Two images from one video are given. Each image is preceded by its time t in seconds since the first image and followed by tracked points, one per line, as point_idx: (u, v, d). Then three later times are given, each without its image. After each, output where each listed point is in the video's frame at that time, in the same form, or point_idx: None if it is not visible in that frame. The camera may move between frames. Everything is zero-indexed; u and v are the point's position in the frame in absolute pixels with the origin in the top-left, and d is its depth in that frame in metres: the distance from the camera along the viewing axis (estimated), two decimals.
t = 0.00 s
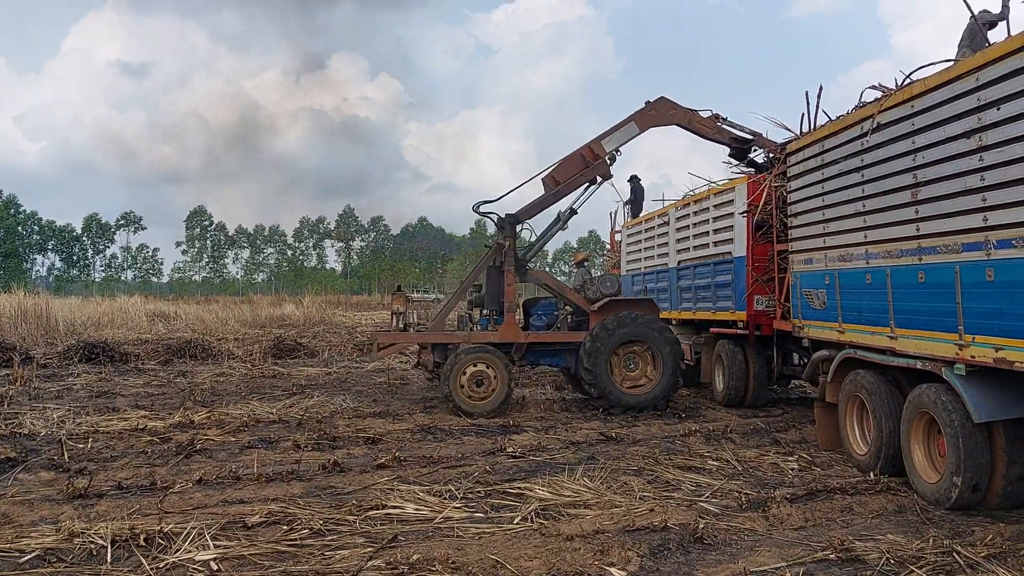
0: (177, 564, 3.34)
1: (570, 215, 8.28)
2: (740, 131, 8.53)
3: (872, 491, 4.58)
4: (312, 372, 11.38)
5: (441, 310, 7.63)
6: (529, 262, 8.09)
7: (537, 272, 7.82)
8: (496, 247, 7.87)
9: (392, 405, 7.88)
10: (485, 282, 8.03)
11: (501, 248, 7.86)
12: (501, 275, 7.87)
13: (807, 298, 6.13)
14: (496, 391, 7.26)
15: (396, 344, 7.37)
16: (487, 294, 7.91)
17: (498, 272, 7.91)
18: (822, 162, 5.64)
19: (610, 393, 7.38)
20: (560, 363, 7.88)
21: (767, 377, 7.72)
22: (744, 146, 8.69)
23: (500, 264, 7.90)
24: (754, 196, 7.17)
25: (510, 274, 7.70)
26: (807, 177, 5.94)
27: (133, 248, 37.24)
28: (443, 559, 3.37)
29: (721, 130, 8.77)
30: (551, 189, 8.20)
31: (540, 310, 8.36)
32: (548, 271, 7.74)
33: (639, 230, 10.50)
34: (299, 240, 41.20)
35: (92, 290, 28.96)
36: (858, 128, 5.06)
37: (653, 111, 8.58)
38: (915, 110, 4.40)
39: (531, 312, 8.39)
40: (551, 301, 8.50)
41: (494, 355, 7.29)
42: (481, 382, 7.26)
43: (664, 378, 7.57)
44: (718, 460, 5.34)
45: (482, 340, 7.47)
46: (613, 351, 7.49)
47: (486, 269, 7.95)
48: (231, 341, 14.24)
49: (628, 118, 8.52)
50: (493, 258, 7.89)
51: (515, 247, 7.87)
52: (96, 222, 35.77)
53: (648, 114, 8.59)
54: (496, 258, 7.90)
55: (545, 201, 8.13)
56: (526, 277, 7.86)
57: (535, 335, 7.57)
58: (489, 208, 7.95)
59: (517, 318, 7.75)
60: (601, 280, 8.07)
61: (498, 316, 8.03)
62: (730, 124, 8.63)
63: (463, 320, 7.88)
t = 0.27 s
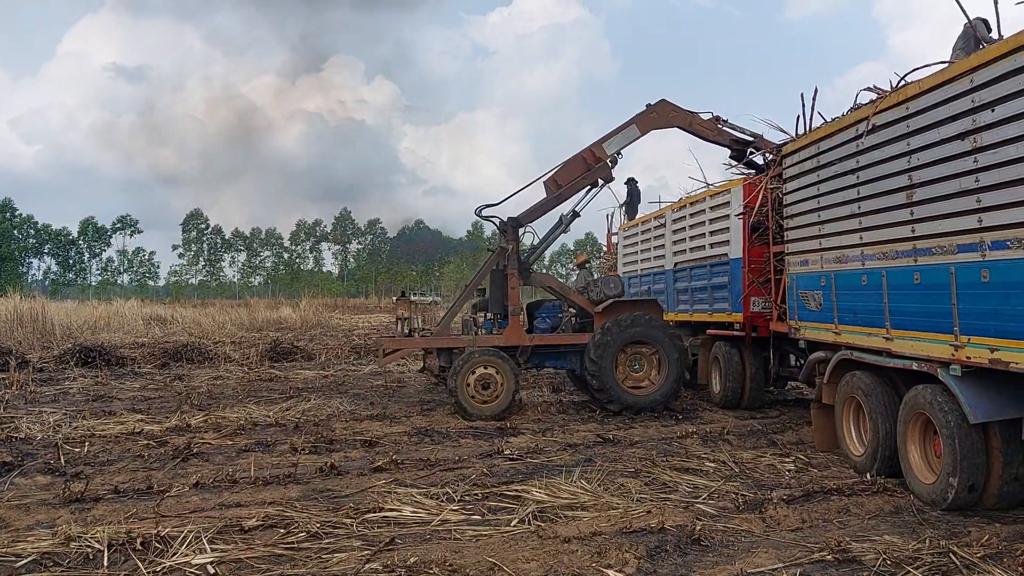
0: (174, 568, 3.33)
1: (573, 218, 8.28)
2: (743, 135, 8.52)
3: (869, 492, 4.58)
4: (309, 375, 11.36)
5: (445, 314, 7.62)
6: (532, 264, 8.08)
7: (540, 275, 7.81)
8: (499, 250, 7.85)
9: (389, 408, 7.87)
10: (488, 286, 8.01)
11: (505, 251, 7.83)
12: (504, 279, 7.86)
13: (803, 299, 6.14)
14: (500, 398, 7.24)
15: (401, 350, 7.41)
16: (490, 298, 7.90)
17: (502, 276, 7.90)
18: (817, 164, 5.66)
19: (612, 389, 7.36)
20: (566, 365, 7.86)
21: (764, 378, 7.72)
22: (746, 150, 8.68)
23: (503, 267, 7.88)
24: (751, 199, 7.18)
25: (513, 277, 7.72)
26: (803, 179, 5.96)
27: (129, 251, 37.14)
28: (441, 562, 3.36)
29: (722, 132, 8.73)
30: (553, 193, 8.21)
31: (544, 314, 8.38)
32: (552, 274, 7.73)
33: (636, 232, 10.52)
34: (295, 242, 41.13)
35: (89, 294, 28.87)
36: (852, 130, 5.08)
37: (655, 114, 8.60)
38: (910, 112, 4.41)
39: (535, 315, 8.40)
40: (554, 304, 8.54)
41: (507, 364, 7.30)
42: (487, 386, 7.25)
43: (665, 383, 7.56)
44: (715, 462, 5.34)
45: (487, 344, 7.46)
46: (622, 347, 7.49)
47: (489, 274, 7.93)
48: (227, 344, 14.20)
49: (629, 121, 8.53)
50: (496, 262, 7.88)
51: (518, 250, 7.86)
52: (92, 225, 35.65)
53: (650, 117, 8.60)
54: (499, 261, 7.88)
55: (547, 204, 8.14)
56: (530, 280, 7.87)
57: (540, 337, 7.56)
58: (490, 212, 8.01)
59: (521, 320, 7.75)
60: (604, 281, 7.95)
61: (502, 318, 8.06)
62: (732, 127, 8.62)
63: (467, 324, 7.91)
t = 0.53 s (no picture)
0: (169, 573, 3.31)
1: (577, 221, 8.29)
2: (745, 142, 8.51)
3: (865, 492, 4.59)
4: (305, 380, 11.32)
5: (451, 319, 7.62)
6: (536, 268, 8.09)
7: (544, 278, 7.79)
8: (502, 254, 7.85)
9: (386, 412, 7.85)
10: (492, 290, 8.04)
11: (508, 255, 7.82)
12: (509, 282, 7.89)
13: (798, 300, 6.15)
14: (504, 404, 7.20)
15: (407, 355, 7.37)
16: (495, 302, 7.94)
17: (506, 280, 7.92)
18: (811, 165, 5.68)
19: (614, 384, 7.35)
20: (571, 367, 7.84)
21: (760, 379, 7.72)
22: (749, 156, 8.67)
23: (507, 271, 7.91)
24: (745, 200, 7.20)
25: (517, 281, 7.69)
26: (796, 180, 5.98)
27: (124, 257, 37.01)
28: (438, 565, 3.35)
29: (724, 139, 8.70)
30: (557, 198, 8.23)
31: (549, 315, 8.45)
32: (557, 276, 7.71)
33: (631, 233, 10.53)
34: (291, 247, 41.05)
35: (84, 300, 28.74)
36: (846, 131, 5.10)
37: (659, 120, 8.62)
38: (903, 113, 4.43)
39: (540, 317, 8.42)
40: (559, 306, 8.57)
41: (519, 376, 7.26)
42: (494, 390, 7.22)
43: (667, 387, 7.54)
44: (712, 463, 5.34)
45: (493, 347, 7.46)
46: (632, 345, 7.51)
47: (493, 278, 7.94)
48: (223, 350, 14.15)
49: (633, 127, 8.54)
50: (500, 266, 7.87)
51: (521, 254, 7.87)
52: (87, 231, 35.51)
53: (653, 123, 8.62)
54: (503, 265, 7.89)
55: (551, 208, 8.15)
56: (534, 283, 7.85)
57: (546, 339, 7.55)
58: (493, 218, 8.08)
59: (527, 323, 7.70)
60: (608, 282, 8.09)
61: (507, 322, 8.03)
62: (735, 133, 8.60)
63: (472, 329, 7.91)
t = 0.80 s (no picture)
0: None
1: (582, 227, 8.29)
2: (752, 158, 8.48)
3: (864, 491, 4.59)
4: (303, 382, 11.30)
5: (454, 321, 7.61)
6: (540, 269, 8.08)
7: (547, 279, 7.79)
8: (505, 255, 7.85)
9: (384, 414, 7.84)
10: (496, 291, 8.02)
11: (511, 256, 7.83)
12: (512, 283, 7.86)
13: (795, 300, 6.16)
14: (505, 407, 7.19)
15: (411, 357, 7.34)
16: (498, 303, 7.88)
17: (509, 281, 7.89)
18: (807, 165, 5.69)
19: (615, 380, 7.36)
20: (575, 368, 7.84)
21: (757, 380, 7.72)
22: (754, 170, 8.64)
23: (510, 272, 7.89)
24: (743, 200, 7.21)
25: (520, 282, 7.67)
26: (793, 180, 5.98)
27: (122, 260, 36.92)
28: (437, 566, 3.35)
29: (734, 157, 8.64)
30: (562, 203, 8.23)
31: (552, 317, 8.45)
32: (559, 277, 7.70)
33: (628, 234, 10.54)
34: (288, 249, 41.01)
35: (81, 303, 28.65)
36: (842, 131, 5.11)
37: (668, 133, 8.63)
38: (899, 112, 4.45)
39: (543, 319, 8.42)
40: (562, 308, 8.55)
41: (524, 381, 7.27)
42: (497, 392, 7.23)
43: (667, 389, 7.55)
44: (710, 463, 5.34)
45: (497, 348, 7.44)
46: (638, 344, 7.51)
47: (496, 279, 7.93)
48: (221, 353, 14.12)
49: (643, 138, 8.55)
50: (503, 267, 7.85)
51: (524, 255, 7.87)
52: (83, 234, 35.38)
53: (663, 136, 8.63)
54: (506, 266, 7.88)
55: (555, 214, 8.15)
56: (537, 284, 7.83)
57: (549, 340, 7.53)
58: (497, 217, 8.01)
59: (529, 325, 7.70)
60: (612, 283, 7.97)
61: (510, 324, 8.02)
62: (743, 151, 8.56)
63: (475, 330, 7.88)
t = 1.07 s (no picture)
0: None
1: (581, 227, 8.30)
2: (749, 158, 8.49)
3: (862, 492, 4.60)
4: (301, 384, 11.28)
5: (455, 323, 7.60)
6: (539, 271, 8.06)
7: (547, 280, 7.79)
8: (505, 257, 7.85)
9: (382, 415, 7.82)
10: (496, 293, 8.07)
11: (511, 258, 7.82)
12: (512, 285, 7.91)
13: (793, 301, 6.17)
14: (505, 409, 7.17)
15: (413, 360, 7.34)
16: (499, 305, 7.96)
17: (509, 283, 7.95)
18: (805, 166, 5.70)
19: (617, 379, 7.35)
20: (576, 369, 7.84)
21: (755, 380, 7.72)
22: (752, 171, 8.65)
23: (510, 274, 7.90)
24: (741, 200, 7.21)
25: (520, 284, 7.68)
26: (791, 180, 5.99)
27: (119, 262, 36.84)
28: (435, 568, 3.35)
29: (732, 156, 8.66)
30: (560, 204, 8.24)
31: (553, 319, 8.44)
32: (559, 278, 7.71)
33: (627, 235, 10.55)
34: (286, 251, 40.95)
35: (78, 305, 28.55)
36: (839, 131, 5.12)
37: (666, 133, 8.64)
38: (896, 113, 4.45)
39: (544, 321, 8.42)
40: (563, 309, 8.58)
41: (526, 387, 7.27)
42: (498, 394, 7.22)
43: (667, 391, 7.54)
44: (708, 464, 5.34)
45: (498, 351, 7.42)
46: (641, 344, 7.52)
47: (496, 281, 7.97)
48: (219, 354, 14.09)
49: (640, 138, 8.56)
50: (503, 269, 7.86)
51: (523, 257, 7.85)
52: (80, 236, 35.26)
53: (661, 136, 8.64)
54: (506, 269, 7.88)
55: (554, 214, 8.15)
56: (537, 286, 7.84)
57: (550, 342, 7.53)
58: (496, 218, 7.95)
59: (529, 326, 7.70)
60: (611, 284, 7.94)
61: (511, 326, 8.01)
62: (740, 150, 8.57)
63: (477, 333, 7.85)
